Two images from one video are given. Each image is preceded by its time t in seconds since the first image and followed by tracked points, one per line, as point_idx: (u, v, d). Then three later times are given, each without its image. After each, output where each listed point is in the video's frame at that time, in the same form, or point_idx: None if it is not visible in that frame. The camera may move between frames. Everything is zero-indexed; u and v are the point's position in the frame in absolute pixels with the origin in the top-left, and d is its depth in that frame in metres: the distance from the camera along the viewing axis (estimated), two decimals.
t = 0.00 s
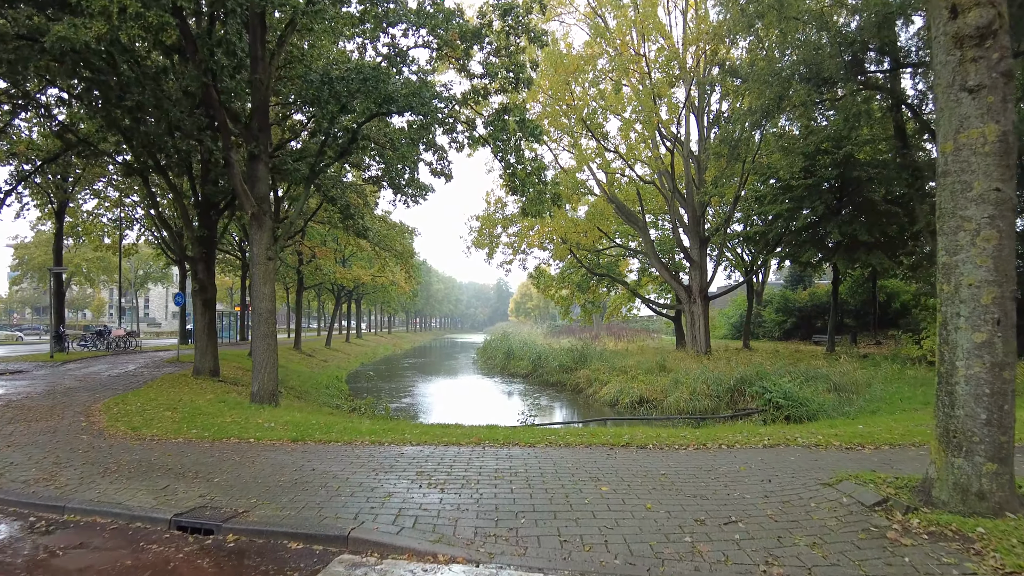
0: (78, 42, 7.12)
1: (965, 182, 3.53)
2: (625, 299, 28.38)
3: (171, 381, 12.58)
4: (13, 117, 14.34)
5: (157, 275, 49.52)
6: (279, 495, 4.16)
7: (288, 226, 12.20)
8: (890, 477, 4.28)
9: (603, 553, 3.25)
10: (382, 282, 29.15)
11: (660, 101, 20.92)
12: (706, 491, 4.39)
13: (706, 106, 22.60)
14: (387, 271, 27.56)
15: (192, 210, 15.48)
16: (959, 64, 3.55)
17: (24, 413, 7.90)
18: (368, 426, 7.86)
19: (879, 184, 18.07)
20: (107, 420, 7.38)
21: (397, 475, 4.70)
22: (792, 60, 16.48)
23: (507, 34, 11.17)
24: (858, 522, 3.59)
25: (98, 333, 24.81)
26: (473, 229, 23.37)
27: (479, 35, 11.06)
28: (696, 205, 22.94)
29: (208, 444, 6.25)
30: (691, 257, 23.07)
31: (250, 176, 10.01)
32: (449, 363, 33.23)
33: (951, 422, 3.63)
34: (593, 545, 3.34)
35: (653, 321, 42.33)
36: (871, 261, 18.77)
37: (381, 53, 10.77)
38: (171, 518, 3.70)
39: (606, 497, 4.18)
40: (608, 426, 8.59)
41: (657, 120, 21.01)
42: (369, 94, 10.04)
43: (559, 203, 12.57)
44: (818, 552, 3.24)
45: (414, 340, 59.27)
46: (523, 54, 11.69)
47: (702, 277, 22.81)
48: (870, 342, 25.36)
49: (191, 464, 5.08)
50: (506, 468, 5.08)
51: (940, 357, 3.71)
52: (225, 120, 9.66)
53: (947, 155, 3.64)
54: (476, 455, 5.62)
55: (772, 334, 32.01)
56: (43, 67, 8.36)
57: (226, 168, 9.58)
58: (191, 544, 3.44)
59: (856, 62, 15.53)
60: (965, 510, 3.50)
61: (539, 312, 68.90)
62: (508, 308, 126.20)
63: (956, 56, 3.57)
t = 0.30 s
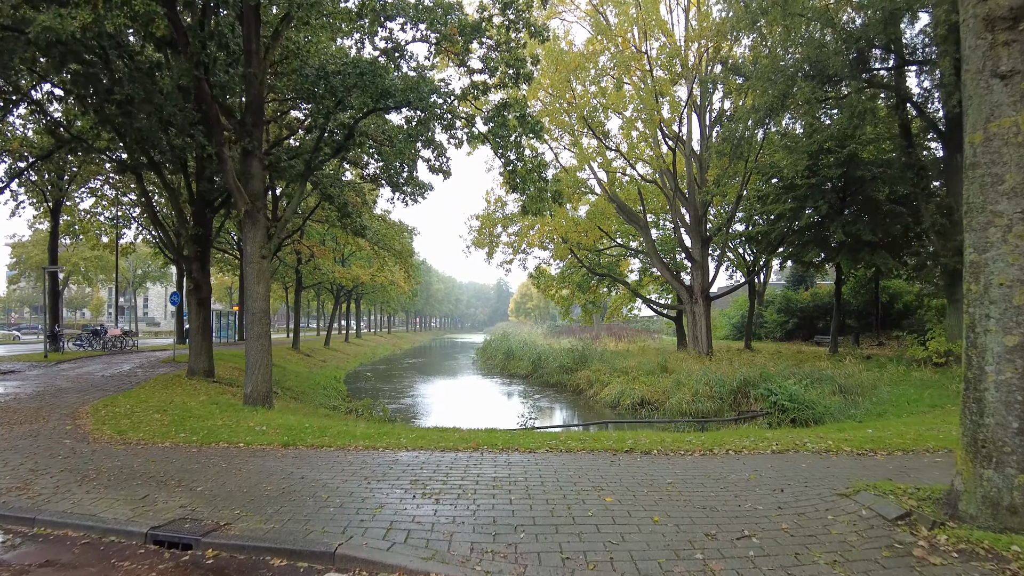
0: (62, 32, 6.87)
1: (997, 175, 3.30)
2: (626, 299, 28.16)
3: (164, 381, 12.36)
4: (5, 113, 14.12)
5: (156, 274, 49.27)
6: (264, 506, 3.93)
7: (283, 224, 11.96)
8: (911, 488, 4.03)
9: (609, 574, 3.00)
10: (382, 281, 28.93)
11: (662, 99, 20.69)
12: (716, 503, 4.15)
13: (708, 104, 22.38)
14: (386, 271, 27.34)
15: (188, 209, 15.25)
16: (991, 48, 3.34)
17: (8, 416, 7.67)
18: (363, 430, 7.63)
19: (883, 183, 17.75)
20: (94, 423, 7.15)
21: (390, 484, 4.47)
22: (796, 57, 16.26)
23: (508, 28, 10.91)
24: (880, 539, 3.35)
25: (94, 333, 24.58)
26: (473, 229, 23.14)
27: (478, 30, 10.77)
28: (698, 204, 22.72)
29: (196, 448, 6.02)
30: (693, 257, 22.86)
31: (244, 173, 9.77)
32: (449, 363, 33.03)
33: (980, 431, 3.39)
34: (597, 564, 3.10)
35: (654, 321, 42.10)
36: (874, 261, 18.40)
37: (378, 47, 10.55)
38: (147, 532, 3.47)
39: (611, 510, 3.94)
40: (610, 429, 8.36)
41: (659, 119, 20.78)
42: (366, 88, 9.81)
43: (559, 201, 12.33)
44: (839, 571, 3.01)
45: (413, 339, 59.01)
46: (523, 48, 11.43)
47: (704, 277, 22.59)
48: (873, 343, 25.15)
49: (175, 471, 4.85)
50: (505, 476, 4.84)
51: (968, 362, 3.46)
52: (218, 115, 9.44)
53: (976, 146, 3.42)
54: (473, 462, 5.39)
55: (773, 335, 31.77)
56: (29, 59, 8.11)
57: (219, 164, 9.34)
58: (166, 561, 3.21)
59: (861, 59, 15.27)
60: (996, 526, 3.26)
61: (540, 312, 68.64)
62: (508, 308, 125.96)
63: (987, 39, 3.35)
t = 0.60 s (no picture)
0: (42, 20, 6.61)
1: None
2: (626, 299, 27.92)
3: (155, 382, 12.10)
4: None
5: (153, 274, 48.95)
6: (243, 516, 3.67)
7: (277, 222, 11.71)
8: (935, 497, 3.77)
9: None
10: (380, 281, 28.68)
11: (663, 97, 20.45)
12: (728, 512, 3.89)
13: (710, 102, 22.13)
14: (384, 270, 27.10)
15: (181, 206, 14.99)
16: None
17: None
18: (357, 431, 7.40)
19: (885, 181, 17.33)
20: (76, 424, 6.89)
21: (379, 492, 4.21)
22: (800, 53, 16.03)
23: (507, 20, 10.66)
24: (906, 554, 3.09)
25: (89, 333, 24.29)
26: (472, 227, 22.90)
27: (476, 22, 10.51)
28: (700, 203, 22.46)
29: (179, 452, 5.76)
30: (694, 256, 22.61)
31: (235, 168, 9.50)
32: (448, 363, 32.74)
33: (1012, 436, 3.14)
34: None
35: (654, 321, 41.85)
36: (877, 259, 17.86)
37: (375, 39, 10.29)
38: (113, 546, 3.21)
39: (615, 521, 3.67)
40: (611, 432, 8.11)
41: (660, 116, 20.53)
42: (361, 80, 9.52)
43: (559, 198, 12.07)
44: None
45: (413, 339, 58.78)
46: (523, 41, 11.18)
47: (705, 277, 22.33)
48: (875, 343, 24.90)
49: (151, 476, 4.57)
50: (501, 483, 4.59)
51: (1000, 361, 3.20)
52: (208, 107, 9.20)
53: (1011, 127, 3.19)
54: (469, 467, 5.13)
55: (775, 335, 31.53)
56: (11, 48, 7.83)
57: (209, 159, 9.08)
58: None
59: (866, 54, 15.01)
60: None
61: (540, 312, 68.42)
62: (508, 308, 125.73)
63: None
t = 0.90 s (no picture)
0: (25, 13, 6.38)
1: None
2: (627, 301, 27.68)
3: (147, 387, 11.85)
4: None
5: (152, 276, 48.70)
6: (222, 536, 3.41)
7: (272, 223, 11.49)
8: (965, 515, 3.52)
9: None
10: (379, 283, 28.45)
11: (665, 97, 20.25)
12: (743, 531, 3.63)
13: (712, 102, 21.96)
14: (384, 272, 26.90)
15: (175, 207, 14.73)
16: None
17: None
18: (351, 439, 7.16)
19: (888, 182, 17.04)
20: (59, 432, 6.64)
21: (369, 508, 3.96)
22: (803, 52, 15.85)
23: (507, 16, 10.47)
24: None
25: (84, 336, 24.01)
26: (472, 229, 22.69)
27: (475, 18, 10.32)
28: (701, 205, 22.22)
29: (163, 462, 5.49)
30: (696, 258, 22.36)
31: (228, 168, 9.27)
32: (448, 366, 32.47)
33: None
34: None
35: (655, 324, 41.60)
36: (881, 261, 17.44)
37: (371, 35, 10.08)
38: (77, 571, 2.95)
39: (622, 542, 3.41)
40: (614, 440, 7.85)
41: (662, 116, 20.32)
42: (357, 78, 9.34)
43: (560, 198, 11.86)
44: None
45: (412, 342, 58.51)
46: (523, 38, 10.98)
47: (708, 279, 22.06)
48: (879, 345, 24.65)
49: (129, 489, 4.32)
50: (500, 497, 4.33)
51: None
52: (199, 105, 9.00)
53: None
54: (466, 479, 4.88)
55: (777, 337, 31.28)
56: None
57: (201, 158, 8.85)
58: None
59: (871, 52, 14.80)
60: None
61: (540, 314, 68.18)
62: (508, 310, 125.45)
63: None
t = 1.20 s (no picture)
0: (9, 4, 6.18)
1: None
2: (628, 305, 27.44)
3: (141, 390, 11.60)
4: None
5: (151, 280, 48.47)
6: (201, 554, 3.15)
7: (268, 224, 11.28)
8: (1005, 531, 3.25)
9: None
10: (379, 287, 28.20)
11: (667, 99, 20.05)
12: (765, 549, 3.35)
13: (714, 105, 21.77)
14: (384, 275, 26.68)
15: (170, 209, 14.52)
16: None
17: None
18: (348, 446, 6.89)
19: (893, 185, 16.80)
20: (42, 438, 6.38)
21: (361, 522, 3.70)
22: (807, 53, 15.67)
23: (508, 12, 10.27)
24: None
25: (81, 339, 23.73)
26: (472, 232, 22.47)
27: (476, 15, 10.12)
28: (704, 208, 21.97)
29: (148, 470, 5.23)
30: (699, 261, 22.10)
31: (223, 166, 9.05)
32: (448, 371, 32.19)
33: None
34: None
35: (656, 328, 41.31)
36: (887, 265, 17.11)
37: (370, 31, 9.88)
38: None
39: (634, 561, 3.14)
40: (619, 446, 7.60)
41: (664, 118, 20.11)
42: (354, 75, 9.20)
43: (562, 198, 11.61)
44: None
45: (413, 346, 58.26)
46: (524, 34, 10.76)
47: (711, 283, 21.79)
48: (883, 349, 24.38)
49: (106, 500, 4.04)
50: (502, 509, 4.07)
51: None
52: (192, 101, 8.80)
53: None
54: (466, 489, 4.61)
55: (780, 341, 30.99)
56: None
57: (194, 156, 8.64)
58: None
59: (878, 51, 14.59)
60: None
61: (540, 318, 67.95)
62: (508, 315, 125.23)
63: None
